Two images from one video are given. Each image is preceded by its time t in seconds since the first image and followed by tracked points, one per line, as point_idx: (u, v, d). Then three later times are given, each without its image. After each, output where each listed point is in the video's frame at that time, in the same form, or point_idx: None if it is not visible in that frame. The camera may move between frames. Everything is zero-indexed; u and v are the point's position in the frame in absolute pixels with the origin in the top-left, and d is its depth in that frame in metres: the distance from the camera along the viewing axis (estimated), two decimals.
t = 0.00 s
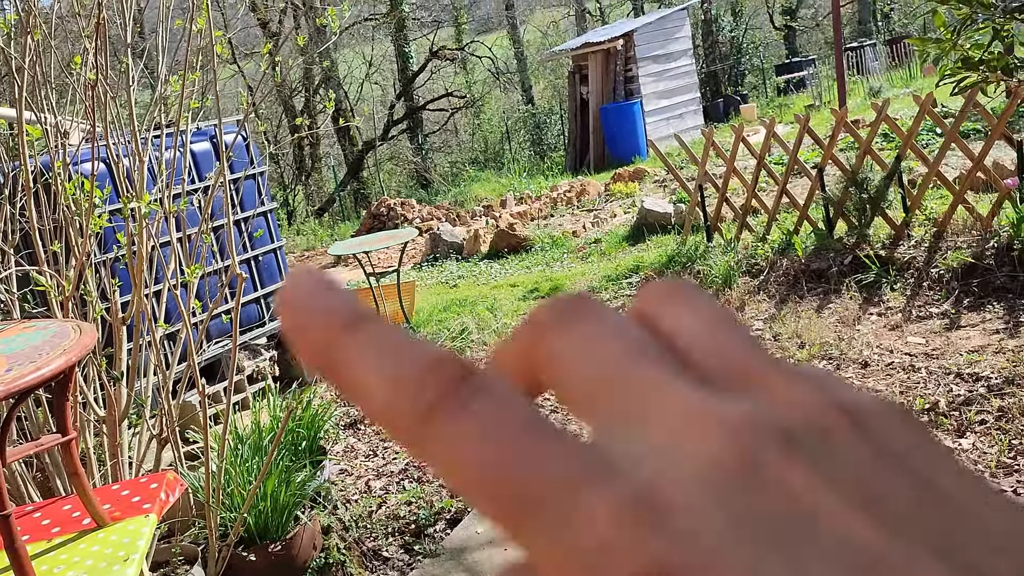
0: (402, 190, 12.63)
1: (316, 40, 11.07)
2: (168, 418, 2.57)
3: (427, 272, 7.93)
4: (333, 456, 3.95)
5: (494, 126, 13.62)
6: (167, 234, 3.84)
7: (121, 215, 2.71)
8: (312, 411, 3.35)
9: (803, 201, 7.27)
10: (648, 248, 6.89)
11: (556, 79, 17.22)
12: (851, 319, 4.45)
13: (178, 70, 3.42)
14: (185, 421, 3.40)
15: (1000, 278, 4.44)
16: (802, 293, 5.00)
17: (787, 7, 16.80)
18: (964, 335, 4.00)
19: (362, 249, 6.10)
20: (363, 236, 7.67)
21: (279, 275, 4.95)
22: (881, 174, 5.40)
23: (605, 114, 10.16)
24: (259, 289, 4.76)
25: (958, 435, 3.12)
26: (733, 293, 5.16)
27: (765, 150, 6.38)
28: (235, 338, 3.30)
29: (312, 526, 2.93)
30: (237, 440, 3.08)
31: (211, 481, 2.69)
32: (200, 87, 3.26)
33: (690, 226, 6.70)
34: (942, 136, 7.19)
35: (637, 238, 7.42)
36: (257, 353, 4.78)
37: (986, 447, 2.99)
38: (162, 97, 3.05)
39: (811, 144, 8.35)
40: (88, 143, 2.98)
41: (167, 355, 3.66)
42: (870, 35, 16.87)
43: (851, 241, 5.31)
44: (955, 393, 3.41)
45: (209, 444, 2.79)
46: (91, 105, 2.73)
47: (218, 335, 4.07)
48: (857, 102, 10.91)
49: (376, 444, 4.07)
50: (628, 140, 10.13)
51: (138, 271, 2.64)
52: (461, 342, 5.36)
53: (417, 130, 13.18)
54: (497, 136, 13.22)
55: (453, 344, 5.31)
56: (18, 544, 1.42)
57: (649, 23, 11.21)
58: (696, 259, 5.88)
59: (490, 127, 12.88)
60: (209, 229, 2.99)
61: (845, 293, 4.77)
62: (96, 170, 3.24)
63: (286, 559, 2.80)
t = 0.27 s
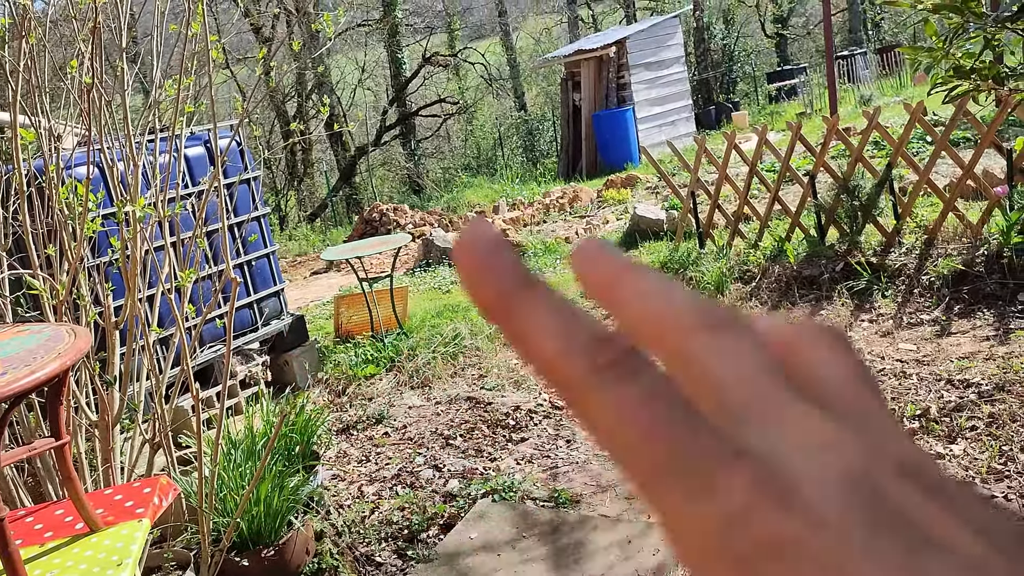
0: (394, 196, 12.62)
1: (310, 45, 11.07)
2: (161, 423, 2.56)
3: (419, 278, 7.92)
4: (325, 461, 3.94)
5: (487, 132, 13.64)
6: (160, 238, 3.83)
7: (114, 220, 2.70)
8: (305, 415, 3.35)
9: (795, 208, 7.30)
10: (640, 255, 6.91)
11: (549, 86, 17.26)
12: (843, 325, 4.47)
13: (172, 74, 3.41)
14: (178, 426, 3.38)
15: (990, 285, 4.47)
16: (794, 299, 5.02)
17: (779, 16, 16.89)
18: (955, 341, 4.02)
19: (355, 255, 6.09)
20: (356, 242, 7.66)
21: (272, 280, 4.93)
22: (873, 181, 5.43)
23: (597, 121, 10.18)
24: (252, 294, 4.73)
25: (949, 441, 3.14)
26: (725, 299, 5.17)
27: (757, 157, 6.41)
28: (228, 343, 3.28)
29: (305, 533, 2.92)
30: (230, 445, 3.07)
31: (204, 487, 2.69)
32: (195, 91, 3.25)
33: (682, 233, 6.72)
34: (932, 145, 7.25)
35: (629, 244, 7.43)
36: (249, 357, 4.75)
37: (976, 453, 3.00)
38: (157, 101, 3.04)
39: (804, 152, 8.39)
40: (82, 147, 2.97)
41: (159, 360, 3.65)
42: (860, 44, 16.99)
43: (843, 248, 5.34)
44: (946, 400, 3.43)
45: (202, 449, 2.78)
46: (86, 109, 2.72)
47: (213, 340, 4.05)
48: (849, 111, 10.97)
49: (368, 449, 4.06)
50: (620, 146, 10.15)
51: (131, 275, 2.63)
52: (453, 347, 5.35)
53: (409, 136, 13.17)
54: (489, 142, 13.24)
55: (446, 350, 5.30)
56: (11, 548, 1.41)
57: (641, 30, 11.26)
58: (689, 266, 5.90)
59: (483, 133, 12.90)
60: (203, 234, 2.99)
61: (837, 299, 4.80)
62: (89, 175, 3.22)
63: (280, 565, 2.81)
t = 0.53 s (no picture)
0: (385, 199, 12.60)
1: (301, 48, 11.05)
2: (152, 424, 2.54)
3: (410, 281, 7.92)
4: (316, 464, 3.93)
5: (479, 136, 13.65)
6: (152, 239, 3.80)
7: (106, 220, 2.68)
8: (297, 418, 3.33)
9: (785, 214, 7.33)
10: (632, 260, 6.92)
11: (540, 92, 17.29)
12: (833, 331, 4.49)
13: (165, 74, 3.39)
14: (169, 428, 3.35)
15: (980, 291, 4.50)
16: (785, 305, 5.04)
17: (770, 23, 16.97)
18: (945, 347, 4.05)
19: (347, 258, 6.07)
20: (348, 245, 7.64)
21: (263, 282, 4.91)
22: (863, 188, 5.45)
23: (589, 126, 10.20)
24: (243, 296, 4.71)
25: (939, 447, 3.15)
26: (716, 304, 5.19)
27: (748, 163, 6.43)
28: (220, 344, 3.26)
29: (296, 535, 2.90)
30: (221, 448, 3.05)
31: (195, 489, 2.67)
32: (188, 91, 3.23)
33: (673, 238, 6.74)
34: (922, 152, 7.29)
35: (621, 249, 7.45)
36: (240, 360, 4.73)
37: (966, 458, 3.02)
38: (149, 101, 3.02)
39: (794, 159, 8.42)
40: (74, 147, 2.96)
41: (150, 362, 3.63)
42: (850, 51, 17.08)
43: (834, 254, 5.36)
44: (936, 405, 3.45)
45: (193, 451, 2.76)
46: (78, 108, 2.70)
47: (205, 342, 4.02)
48: (839, 117, 11.02)
49: (359, 452, 4.04)
50: (611, 152, 10.17)
51: (122, 275, 2.61)
52: (445, 351, 5.34)
53: (401, 139, 13.16)
54: (481, 146, 13.24)
55: (437, 353, 5.29)
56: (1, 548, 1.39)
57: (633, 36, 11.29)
58: (680, 271, 5.92)
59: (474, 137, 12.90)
60: (196, 235, 2.98)
61: (828, 305, 4.82)
62: (80, 175, 3.20)
63: (270, 567, 2.79)
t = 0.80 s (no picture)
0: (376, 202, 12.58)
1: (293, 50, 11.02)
2: (144, 425, 2.52)
3: (401, 284, 7.90)
4: (306, 468, 3.91)
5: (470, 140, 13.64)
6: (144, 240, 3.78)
7: (99, 220, 2.66)
8: (288, 420, 3.32)
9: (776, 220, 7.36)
10: (623, 264, 6.93)
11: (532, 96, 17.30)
12: (824, 337, 4.51)
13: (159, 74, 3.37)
14: (159, 430, 3.33)
15: (969, 299, 4.53)
16: (776, 311, 5.06)
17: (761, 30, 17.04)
18: (935, 354, 4.07)
19: (338, 260, 6.05)
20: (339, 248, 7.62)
21: (255, 284, 4.88)
22: (854, 195, 5.48)
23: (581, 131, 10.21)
24: (234, 298, 4.68)
25: (930, 452, 3.17)
26: (707, 309, 5.21)
27: (739, 169, 6.46)
28: (212, 346, 3.23)
29: (287, 537, 2.90)
30: (212, 450, 3.03)
31: (187, 491, 2.65)
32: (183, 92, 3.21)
33: (665, 243, 6.75)
34: (912, 160, 7.33)
35: (612, 253, 7.45)
36: (231, 362, 4.70)
37: (956, 464, 3.03)
38: (144, 101, 3.00)
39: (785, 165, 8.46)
40: (67, 147, 2.94)
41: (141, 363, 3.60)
42: (839, 59, 17.16)
43: (824, 261, 5.39)
44: (926, 411, 3.47)
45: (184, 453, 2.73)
46: (73, 107, 2.68)
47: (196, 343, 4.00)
48: (829, 124, 11.07)
49: (350, 455, 4.03)
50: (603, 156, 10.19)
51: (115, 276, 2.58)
52: (436, 354, 5.33)
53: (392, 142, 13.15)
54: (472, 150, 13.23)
55: (428, 356, 5.27)
56: None
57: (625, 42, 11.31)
58: (671, 276, 5.93)
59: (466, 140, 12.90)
60: (188, 236, 2.96)
61: (818, 311, 4.84)
62: (73, 174, 3.18)
63: (261, 569, 2.78)
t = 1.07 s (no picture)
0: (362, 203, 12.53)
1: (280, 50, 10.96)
2: (130, 426, 2.48)
3: (388, 286, 7.87)
4: (293, 470, 3.87)
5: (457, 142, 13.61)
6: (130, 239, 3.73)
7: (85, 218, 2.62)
8: (276, 421, 3.28)
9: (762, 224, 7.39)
10: (611, 267, 6.93)
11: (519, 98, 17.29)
12: (811, 341, 4.53)
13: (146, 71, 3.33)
14: (144, 430, 3.28)
15: (955, 303, 4.56)
16: (763, 315, 5.08)
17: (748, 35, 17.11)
18: (921, 358, 4.10)
19: (324, 261, 6.01)
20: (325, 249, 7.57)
21: (241, 284, 4.84)
22: (841, 199, 5.50)
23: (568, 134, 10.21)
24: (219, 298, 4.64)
25: (917, 456, 3.18)
26: (695, 312, 5.21)
27: (727, 173, 6.47)
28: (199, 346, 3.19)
29: (275, 539, 2.86)
30: (198, 451, 2.99)
31: (173, 492, 2.61)
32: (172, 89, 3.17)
33: (652, 246, 6.76)
34: (898, 165, 7.38)
35: (599, 256, 7.45)
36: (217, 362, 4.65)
37: (944, 468, 3.05)
38: (131, 98, 2.96)
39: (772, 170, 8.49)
40: (53, 144, 2.89)
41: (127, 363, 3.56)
42: (825, 64, 17.25)
43: (811, 265, 5.41)
44: (913, 415, 3.48)
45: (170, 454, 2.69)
46: (59, 103, 2.64)
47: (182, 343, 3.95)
48: (815, 129, 11.13)
49: (336, 457, 4.00)
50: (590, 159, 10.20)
51: (101, 274, 2.55)
52: (423, 356, 5.30)
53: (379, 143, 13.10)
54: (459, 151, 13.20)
55: (416, 358, 5.25)
56: None
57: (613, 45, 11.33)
58: (659, 279, 5.94)
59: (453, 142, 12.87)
60: (176, 235, 2.92)
61: (806, 315, 4.86)
62: (59, 172, 3.13)
63: (248, 571, 2.75)
